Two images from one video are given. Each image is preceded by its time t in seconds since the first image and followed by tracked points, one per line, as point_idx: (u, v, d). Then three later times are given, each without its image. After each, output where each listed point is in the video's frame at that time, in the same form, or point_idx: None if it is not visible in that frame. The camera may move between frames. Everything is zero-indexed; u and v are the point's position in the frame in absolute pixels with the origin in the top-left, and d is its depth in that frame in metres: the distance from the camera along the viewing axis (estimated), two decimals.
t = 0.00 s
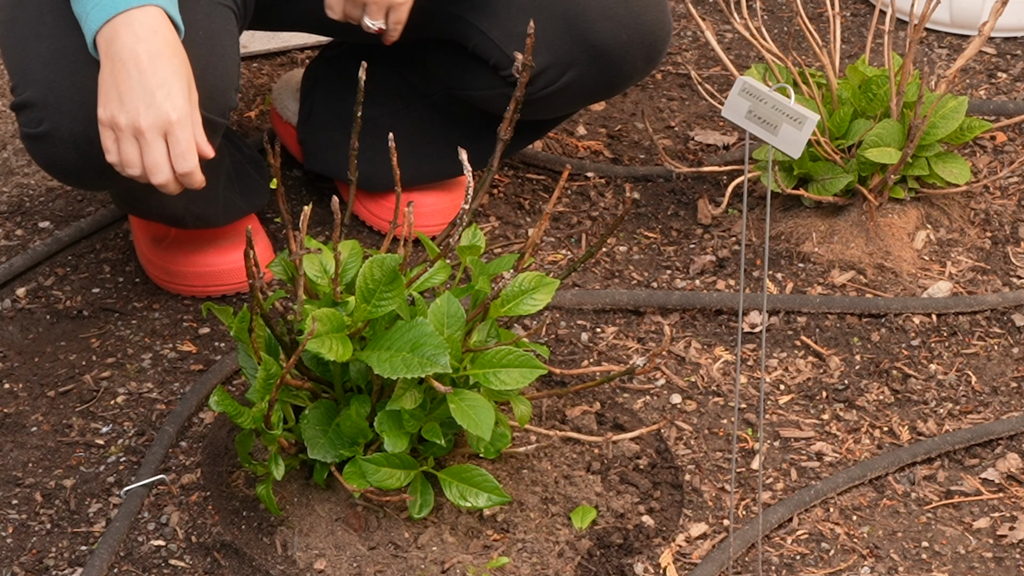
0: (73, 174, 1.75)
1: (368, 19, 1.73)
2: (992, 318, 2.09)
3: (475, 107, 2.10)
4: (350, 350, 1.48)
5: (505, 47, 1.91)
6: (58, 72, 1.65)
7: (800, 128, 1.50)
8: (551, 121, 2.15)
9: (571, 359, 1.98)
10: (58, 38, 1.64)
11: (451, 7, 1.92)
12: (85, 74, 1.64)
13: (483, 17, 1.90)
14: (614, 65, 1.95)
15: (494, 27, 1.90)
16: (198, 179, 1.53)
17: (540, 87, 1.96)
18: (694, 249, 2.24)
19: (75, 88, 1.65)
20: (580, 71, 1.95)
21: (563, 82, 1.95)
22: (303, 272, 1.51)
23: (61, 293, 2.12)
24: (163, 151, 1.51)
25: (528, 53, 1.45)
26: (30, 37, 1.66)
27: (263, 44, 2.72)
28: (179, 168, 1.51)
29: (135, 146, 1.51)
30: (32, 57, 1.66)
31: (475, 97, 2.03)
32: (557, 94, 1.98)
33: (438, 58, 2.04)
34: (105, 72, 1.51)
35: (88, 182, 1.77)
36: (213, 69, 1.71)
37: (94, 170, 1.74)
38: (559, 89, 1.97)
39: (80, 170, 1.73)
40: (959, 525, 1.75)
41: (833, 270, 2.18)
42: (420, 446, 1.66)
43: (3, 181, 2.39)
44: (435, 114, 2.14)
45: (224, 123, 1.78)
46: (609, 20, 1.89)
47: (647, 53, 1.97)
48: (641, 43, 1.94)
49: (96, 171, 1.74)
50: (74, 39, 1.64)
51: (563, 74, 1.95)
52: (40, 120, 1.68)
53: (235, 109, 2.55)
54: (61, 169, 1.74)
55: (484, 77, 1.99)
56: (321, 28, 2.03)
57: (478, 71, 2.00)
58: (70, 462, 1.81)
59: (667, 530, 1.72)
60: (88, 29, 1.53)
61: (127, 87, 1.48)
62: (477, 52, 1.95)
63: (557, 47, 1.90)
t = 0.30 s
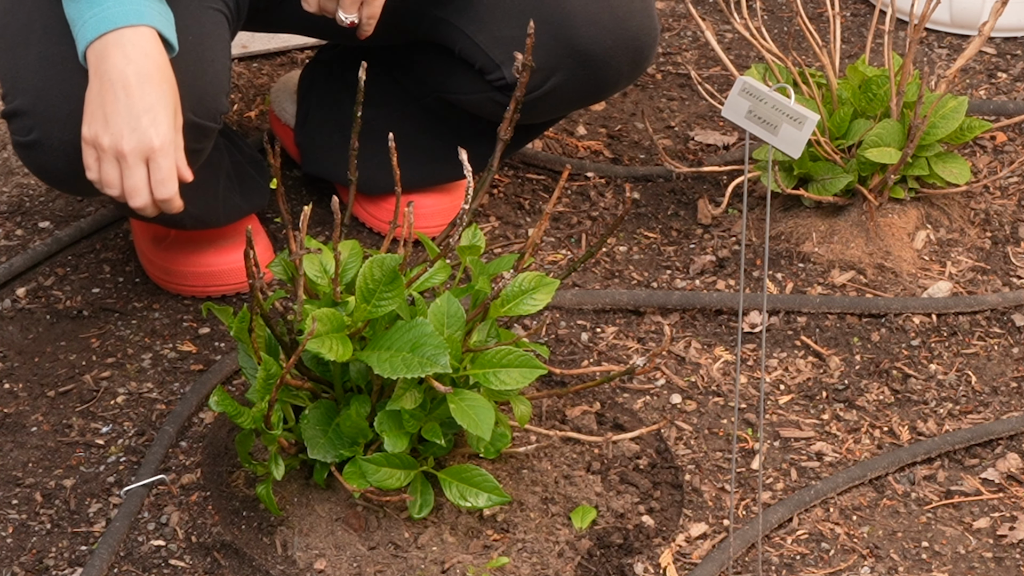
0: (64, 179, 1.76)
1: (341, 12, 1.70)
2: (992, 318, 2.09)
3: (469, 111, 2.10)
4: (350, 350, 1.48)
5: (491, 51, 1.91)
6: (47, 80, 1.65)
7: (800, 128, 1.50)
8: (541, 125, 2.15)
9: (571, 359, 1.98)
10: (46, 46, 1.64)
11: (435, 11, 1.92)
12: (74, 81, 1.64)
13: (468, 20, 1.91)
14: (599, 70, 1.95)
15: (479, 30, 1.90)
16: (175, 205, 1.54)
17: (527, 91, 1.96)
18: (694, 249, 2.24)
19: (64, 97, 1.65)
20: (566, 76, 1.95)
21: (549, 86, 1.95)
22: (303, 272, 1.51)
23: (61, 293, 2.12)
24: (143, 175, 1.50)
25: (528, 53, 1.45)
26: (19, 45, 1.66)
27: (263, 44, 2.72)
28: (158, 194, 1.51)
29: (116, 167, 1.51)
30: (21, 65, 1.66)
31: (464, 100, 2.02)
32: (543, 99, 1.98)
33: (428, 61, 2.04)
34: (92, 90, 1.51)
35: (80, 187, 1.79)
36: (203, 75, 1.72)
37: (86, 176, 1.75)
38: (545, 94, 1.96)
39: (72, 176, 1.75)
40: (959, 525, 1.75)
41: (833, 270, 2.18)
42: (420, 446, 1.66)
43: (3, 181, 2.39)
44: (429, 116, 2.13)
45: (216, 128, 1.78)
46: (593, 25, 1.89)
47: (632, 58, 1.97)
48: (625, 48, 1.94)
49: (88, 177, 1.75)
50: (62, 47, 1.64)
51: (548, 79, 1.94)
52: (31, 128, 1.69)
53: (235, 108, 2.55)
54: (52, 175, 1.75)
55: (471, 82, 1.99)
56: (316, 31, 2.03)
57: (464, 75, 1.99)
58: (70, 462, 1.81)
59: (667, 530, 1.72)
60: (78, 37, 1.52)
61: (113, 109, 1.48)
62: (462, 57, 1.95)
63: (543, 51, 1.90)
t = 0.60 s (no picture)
0: (61, 178, 1.75)
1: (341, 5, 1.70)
2: (992, 318, 2.09)
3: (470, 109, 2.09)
4: (350, 350, 1.48)
5: (494, 48, 1.91)
6: (44, 77, 1.65)
7: (800, 128, 1.50)
8: (544, 121, 2.14)
9: (571, 359, 1.98)
10: (45, 44, 1.64)
11: (437, 9, 1.92)
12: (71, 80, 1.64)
13: (470, 18, 1.90)
14: (602, 65, 1.95)
15: (481, 27, 1.90)
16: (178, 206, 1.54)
17: (529, 88, 1.96)
18: (694, 249, 2.24)
19: (61, 95, 1.65)
20: (570, 71, 1.94)
21: (552, 82, 1.94)
22: (303, 272, 1.51)
23: (61, 293, 2.12)
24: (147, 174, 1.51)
25: (528, 53, 1.46)
26: (18, 43, 1.66)
27: (263, 44, 2.72)
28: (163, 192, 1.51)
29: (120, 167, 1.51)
30: (19, 63, 1.66)
31: (465, 97, 2.02)
32: (547, 95, 1.98)
33: (429, 59, 2.04)
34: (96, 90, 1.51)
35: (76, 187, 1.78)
36: (202, 76, 1.71)
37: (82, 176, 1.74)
38: (548, 90, 1.96)
39: (68, 175, 1.74)
40: (959, 525, 1.75)
41: (833, 270, 2.18)
42: (420, 446, 1.66)
43: (3, 181, 2.39)
44: (431, 114, 2.13)
45: (213, 129, 1.77)
46: (595, 19, 1.89)
47: (635, 52, 1.97)
48: (628, 41, 1.94)
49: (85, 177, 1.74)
50: (60, 45, 1.64)
51: (552, 75, 1.94)
52: (28, 125, 1.68)
53: (235, 109, 2.55)
54: (48, 174, 1.75)
55: (474, 79, 1.99)
56: (316, 31, 2.03)
57: (467, 73, 1.99)
58: (70, 462, 1.81)
59: (667, 530, 1.72)
60: (82, 34, 1.53)
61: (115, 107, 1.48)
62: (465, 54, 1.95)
63: (546, 47, 1.90)
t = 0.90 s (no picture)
0: (61, 174, 1.76)
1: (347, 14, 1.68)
2: (992, 318, 2.09)
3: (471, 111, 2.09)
4: (350, 350, 1.48)
5: (495, 49, 1.91)
6: (46, 74, 1.64)
7: (800, 129, 1.50)
8: (545, 121, 2.14)
9: (571, 359, 1.98)
10: (46, 40, 1.63)
11: (437, 10, 1.92)
12: (73, 75, 1.64)
13: (470, 19, 1.90)
14: (602, 66, 1.95)
15: (482, 28, 1.90)
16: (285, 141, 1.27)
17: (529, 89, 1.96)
18: (694, 249, 2.24)
19: (64, 91, 1.65)
20: (570, 71, 1.94)
21: (553, 83, 1.94)
22: (303, 272, 1.51)
23: (61, 293, 2.12)
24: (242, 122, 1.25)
25: (528, 53, 1.46)
26: (18, 38, 1.64)
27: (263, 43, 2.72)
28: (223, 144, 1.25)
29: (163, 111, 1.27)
30: (20, 57, 1.64)
31: (466, 99, 2.02)
32: (547, 95, 1.98)
33: (430, 60, 2.03)
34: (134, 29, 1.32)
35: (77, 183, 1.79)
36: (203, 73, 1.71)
37: (83, 172, 1.75)
38: (548, 90, 1.96)
39: (69, 172, 1.75)
40: (959, 525, 1.75)
41: (833, 270, 2.18)
42: (420, 446, 1.66)
43: (3, 180, 2.39)
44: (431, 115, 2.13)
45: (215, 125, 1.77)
46: (595, 21, 1.89)
47: (635, 52, 1.97)
48: (629, 42, 1.94)
49: (87, 173, 1.75)
50: (62, 41, 1.63)
51: (552, 76, 1.94)
52: (29, 122, 1.69)
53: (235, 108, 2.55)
54: (49, 169, 1.75)
55: (475, 80, 1.99)
56: (316, 31, 2.03)
57: (468, 74, 1.99)
58: (70, 462, 1.81)
59: (667, 530, 1.72)
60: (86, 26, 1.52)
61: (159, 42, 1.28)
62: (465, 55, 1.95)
63: (546, 48, 1.90)
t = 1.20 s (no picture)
0: (42, 162, 1.74)
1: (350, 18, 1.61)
2: (992, 318, 2.09)
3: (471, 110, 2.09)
4: (350, 350, 1.48)
5: (494, 45, 1.90)
6: (30, 58, 1.64)
7: (800, 128, 1.50)
8: (544, 119, 2.14)
9: (571, 359, 1.98)
10: (30, 24, 1.63)
11: (437, 8, 1.92)
12: (58, 61, 1.64)
13: (470, 15, 1.90)
14: (602, 62, 1.95)
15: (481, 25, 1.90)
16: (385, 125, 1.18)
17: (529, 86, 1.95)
18: (694, 249, 2.24)
19: (48, 76, 1.64)
20: (569, 68, 1.94)
21: (552, 79, 1.94)
22: (303, 272, 1.51)
23: (61, 293, 2.12)
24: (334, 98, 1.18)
25: (528, 53, 1.46)
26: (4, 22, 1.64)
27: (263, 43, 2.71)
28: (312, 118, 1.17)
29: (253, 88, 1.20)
30: (4, 41, 1.64)
31: (466, 96, 2.02)
32: (546, 92, 1.98)
33: (429, 58, 2.03)
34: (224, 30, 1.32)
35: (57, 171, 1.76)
36: (188, 62, 1.72)
37: (64, 160, 1.73)
38: (548, 87, 1.95)
39: (50, 159, 1.73)
40: (959, 525, 1.75)
41: (833, 270, 2.18)
42: (420, 446, 1.66)
43: (3, 181, 2.40)
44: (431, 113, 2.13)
45: (199, 116, 1.78)
46: (595, 17, 1.89)
47: (634, 49, 1.97)
48: (628, 38, 1.94)
49: (68, 161, 1.73)
50: (47, 26, 1.63)
51: (551, 72, 1.94)
52: (11, 106, 1.67)
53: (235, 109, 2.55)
54: (30, 156, 1.73)
55: (475, 77, 1.98)
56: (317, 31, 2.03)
57: (468, 71, 1.99)
58: (70, 462, 1.81)
59: (667, 530, 1.72)
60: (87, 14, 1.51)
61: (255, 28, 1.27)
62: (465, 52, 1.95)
63: (546, 44, 1.89)
